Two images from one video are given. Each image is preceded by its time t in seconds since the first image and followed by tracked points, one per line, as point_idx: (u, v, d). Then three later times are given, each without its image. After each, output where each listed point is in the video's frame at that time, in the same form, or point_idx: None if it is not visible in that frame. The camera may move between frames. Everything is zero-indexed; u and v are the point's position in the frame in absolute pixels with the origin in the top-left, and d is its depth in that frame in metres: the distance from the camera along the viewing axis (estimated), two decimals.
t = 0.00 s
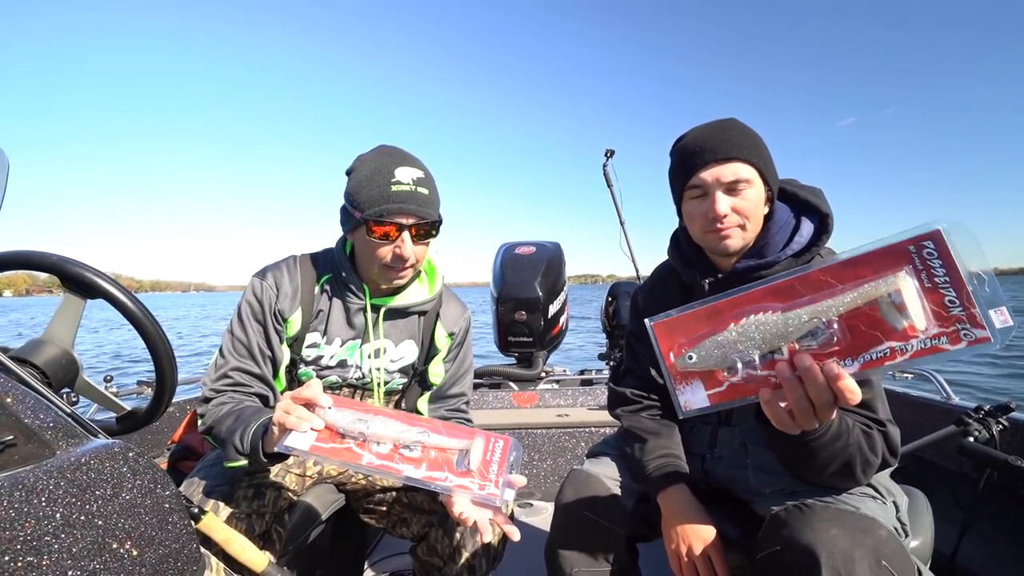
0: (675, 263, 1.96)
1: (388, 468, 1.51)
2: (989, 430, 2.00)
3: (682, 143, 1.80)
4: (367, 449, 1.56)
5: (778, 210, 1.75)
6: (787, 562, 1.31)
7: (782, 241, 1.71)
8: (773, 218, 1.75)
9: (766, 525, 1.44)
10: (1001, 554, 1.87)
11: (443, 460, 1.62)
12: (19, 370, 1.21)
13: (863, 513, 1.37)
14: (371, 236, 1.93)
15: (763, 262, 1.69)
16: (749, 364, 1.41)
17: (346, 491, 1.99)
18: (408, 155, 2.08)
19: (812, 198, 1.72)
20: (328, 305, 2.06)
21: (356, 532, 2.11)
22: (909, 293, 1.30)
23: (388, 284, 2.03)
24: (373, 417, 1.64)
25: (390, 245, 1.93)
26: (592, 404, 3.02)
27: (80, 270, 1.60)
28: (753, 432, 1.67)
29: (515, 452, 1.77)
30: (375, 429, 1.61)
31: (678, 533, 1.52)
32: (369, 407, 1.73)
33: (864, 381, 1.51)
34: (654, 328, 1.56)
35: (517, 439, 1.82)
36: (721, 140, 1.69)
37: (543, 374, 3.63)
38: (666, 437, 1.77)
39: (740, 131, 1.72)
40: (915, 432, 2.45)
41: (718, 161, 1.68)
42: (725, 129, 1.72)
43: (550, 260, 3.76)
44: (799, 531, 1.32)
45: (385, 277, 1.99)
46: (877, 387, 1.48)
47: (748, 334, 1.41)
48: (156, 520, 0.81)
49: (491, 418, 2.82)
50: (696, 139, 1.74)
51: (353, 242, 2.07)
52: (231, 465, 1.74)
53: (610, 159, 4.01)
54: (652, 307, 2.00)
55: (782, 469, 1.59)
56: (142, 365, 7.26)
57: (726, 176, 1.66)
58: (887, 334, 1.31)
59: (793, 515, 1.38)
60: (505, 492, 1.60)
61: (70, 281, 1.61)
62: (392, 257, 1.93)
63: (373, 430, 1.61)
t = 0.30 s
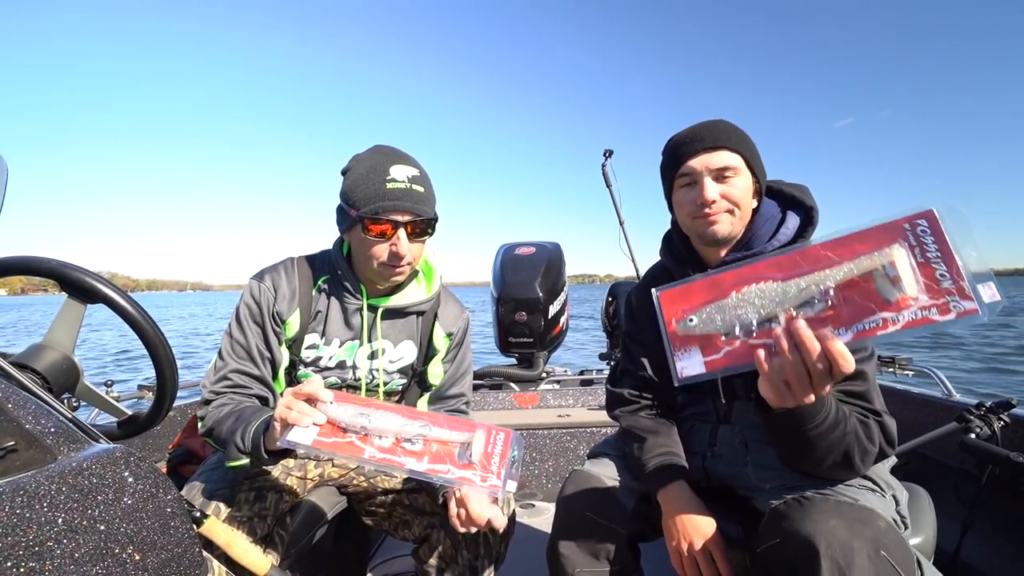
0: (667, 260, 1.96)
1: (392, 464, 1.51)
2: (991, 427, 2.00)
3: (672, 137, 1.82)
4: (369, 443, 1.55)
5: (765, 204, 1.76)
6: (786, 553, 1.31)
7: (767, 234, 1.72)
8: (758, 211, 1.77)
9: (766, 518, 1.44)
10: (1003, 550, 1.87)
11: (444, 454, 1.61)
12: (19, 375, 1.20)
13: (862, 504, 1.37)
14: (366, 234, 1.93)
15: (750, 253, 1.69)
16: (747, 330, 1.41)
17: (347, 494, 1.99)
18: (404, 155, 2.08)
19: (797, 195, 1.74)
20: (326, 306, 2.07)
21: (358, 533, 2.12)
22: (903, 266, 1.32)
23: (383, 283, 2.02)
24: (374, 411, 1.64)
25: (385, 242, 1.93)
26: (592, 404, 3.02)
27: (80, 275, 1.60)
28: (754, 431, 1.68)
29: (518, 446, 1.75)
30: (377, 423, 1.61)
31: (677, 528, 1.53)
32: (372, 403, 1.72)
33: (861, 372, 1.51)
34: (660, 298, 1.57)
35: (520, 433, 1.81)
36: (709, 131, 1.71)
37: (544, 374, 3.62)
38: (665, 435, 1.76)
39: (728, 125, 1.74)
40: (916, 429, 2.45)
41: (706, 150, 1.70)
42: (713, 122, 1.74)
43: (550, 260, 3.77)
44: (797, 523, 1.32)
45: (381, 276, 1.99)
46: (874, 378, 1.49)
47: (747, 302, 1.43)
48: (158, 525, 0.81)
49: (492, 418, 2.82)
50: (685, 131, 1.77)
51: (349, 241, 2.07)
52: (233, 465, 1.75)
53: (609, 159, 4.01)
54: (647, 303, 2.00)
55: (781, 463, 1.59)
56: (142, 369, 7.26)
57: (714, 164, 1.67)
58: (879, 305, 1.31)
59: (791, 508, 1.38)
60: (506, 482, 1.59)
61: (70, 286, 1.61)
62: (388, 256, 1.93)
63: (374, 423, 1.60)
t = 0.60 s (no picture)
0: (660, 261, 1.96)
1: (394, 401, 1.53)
2: (989, 426, 2.00)
3: (658, 142, 1.82)
4: (356, 395, 1.47)
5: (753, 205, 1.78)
6: (782, 551, 1.31)
7: (756, 234, 1.73)
8: (747, 212, 1.78)
9: (763, 514, 1.43)
10: (1002, 549, 1.87)
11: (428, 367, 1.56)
12: (20, 375, 1.21)
13: (856, 499, 1.37)
14: (359, 220, 1.94)
15: (739, 253, 1.69)
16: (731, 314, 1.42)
17: (348, 493, 1.98)
18: (399, 147, 2.08)
19: (785, 195, 1.75)
20: (322, 304, 2.05)
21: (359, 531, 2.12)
22: (861, 247, 1.38)
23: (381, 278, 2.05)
24: (330, 365, 1.43)
25: (378, 230, 1.94)
26: (592, 403, 3.02)
27: (80, 275, 1.61)
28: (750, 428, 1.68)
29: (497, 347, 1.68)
30: (348, 380, 1.44)
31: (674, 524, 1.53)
32: (319, 348, 1.45)
33: (861, 366, 1.52)
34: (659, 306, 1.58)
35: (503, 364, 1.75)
36: (696, 137, 1.71)
37: (544, 374, 3.62)
38: (663, 433, 1.76)
39: (713, 128, 1.74)
40: (915, 428, 2.45)
41: (694, 156, 1.69)
42: (699, 126, 1.74)
43: (550, 260, 3.77)
44: (793, 518, 1.33)
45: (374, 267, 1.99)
46: (874, 372, 1.49)
47: (732, 291, 1.45)
48: (159, 524, 0.81)
49: (491, 418, 2.82)
50: (671, 137, 1.76)
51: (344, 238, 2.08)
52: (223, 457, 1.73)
53: (609, 159, 4.02)
54: (642, 304, 2.00)
55: (778, 460, 1.60)
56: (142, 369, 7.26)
57: (704, 171, 1.68)
58: (846, 279, 1.36)
59: (786, 503, 1.39)
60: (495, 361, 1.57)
61: (70, 286, 1.61)
62: (380, 243, 1.94)
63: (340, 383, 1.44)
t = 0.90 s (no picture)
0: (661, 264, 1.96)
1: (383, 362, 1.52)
2: (988, 428, 1.99)
3: (656, 149, 1.80)
4: (338, 379, 1.43)
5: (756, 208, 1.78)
6: (783, 552, 1.31)
7: (761, 238, 1.72)
8: (751, 216, 1.78)
9: (763, 516, 1.43)
10: (1000, 550, 1.87)
11: (396, 319, 1.52)
12: (19, 369, 1.20)
13: (857, 502, 1.37)
14: (400, 219, 1.98)
15: (744, 257, 1.69)
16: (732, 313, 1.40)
17: (346, 490, 1.97)
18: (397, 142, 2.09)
19: (788, 196, 1.75)
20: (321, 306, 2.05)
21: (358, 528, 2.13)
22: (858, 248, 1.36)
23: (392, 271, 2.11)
24: (301, 370, 1.38)
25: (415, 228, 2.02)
26: (591, 402, 3.02)
27: (80, 270, 1.60)
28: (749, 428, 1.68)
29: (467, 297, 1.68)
30: (322, 375, 1.39)
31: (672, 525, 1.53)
32: (279, 361, 1.39)
33: (861, 369, 1.52)
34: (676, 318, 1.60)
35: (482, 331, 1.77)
36: (699, 146, 1.70)
37: (543, 373, 3.63)
38: (661, 434, 1.77)
39: (712, 134, 1.73)
40: (914, 430, 2.45)
41: (698, 165, 1.68)
42: (699, 133, 1.73)
43: (550, 259, 3.77)
44: (793, 521, 1.33)
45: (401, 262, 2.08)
46: (873, 375, 1.49)
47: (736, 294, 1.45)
48: (156, 520, 0.81)
49: (490, 416, 2.82)
50: (671, 146, 1.75)
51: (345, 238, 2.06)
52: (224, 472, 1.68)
53: (609, 158, 4.02)
54: (643, 305, 2.00)
55: (778, 462, 1.60)
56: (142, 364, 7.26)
57: (708, 181, 1.67)
58: (839, 273, 1.34)
59: (786, 505, 1.39)
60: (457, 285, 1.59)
61: (70, 281, 1.61)
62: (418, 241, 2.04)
63: (321, 380, 1.39)
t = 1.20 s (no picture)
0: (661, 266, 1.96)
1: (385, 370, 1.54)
2: (987, 430, 2.00)
3: (658, 152, 1.80)
4: (344, 389, 1.44)
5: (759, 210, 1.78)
6: (782, 555, 1.31)
7: (764, 240, 1.72)
8: (754, 218, 1.77)
9: (762, 518, 1.43)
10: (998, 553, 1.87)
11: (402, 327, 1.57)
12: (19, 366, 1.20)
13: (857, 504, 1.37)
14: (399, 222, 1.97)
15: (747, 260, 1.69)
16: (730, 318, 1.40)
17: (345, 490, 1.97)
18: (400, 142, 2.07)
19: (792, 198, 1.75)
20: (318, 305, 2.06)
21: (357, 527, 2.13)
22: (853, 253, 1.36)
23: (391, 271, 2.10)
24: (309, 378, 1.38)
25: (414, 231, 2.01)
26: (590, 403, 3.02)
27: (80, 266, 1.60)
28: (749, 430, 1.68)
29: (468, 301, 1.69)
30: (329, 384, 1.39)
31: (670, 528, 1.53)
32: (286, 371, 1.40)
33: (861, 372, 1.52)
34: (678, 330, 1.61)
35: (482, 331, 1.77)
36: (701, 149, 1.69)
37: (543, 372, 3.63)
38: (660, 436, 1.77)
39: (714, 137, 1.73)
40: (914, 432, 2.45)
41: (700, 170, 1.68)
42: (701, 137, 1.72)
43: (550, 258, 3.77)
44: (792, 523, 1.32)
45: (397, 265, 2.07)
46: (874, 379, 1.49)
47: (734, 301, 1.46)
48: (155, 517, 0.81)
49: (489, 416, 2.82)
50: (672, 149, 1.74)
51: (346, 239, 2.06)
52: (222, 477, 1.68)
53: (610, 158, 4.02)
54: (643, 307, 1.99)
55: (777, 464, 1.60)
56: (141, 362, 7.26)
57: (709, 187, 1.67)
58: (836, 277, 1.34)
59: (785, 508, 1.39)
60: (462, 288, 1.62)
61: (70, 278, 1.61)
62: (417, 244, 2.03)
63: (327, 389, 1.39)
